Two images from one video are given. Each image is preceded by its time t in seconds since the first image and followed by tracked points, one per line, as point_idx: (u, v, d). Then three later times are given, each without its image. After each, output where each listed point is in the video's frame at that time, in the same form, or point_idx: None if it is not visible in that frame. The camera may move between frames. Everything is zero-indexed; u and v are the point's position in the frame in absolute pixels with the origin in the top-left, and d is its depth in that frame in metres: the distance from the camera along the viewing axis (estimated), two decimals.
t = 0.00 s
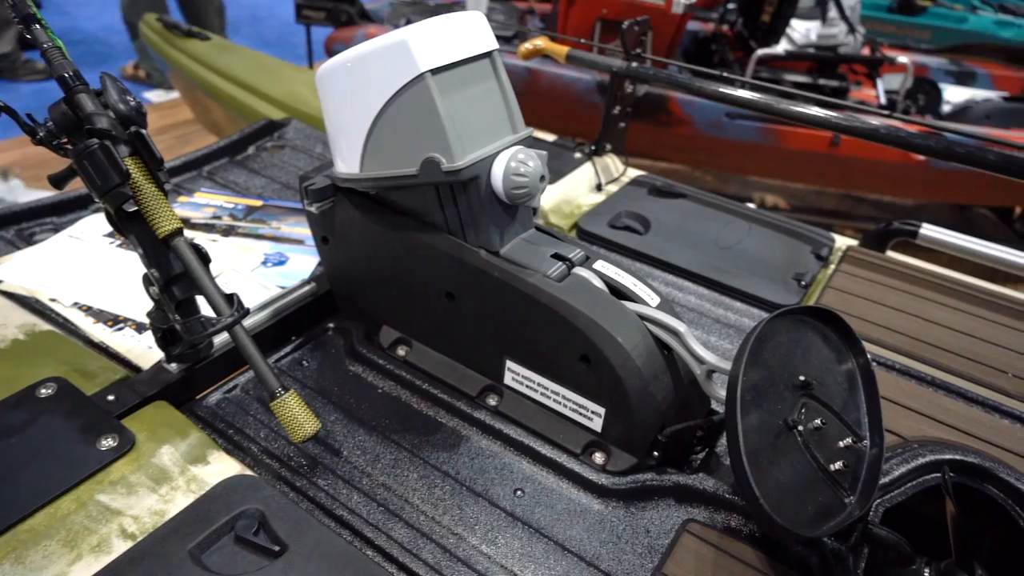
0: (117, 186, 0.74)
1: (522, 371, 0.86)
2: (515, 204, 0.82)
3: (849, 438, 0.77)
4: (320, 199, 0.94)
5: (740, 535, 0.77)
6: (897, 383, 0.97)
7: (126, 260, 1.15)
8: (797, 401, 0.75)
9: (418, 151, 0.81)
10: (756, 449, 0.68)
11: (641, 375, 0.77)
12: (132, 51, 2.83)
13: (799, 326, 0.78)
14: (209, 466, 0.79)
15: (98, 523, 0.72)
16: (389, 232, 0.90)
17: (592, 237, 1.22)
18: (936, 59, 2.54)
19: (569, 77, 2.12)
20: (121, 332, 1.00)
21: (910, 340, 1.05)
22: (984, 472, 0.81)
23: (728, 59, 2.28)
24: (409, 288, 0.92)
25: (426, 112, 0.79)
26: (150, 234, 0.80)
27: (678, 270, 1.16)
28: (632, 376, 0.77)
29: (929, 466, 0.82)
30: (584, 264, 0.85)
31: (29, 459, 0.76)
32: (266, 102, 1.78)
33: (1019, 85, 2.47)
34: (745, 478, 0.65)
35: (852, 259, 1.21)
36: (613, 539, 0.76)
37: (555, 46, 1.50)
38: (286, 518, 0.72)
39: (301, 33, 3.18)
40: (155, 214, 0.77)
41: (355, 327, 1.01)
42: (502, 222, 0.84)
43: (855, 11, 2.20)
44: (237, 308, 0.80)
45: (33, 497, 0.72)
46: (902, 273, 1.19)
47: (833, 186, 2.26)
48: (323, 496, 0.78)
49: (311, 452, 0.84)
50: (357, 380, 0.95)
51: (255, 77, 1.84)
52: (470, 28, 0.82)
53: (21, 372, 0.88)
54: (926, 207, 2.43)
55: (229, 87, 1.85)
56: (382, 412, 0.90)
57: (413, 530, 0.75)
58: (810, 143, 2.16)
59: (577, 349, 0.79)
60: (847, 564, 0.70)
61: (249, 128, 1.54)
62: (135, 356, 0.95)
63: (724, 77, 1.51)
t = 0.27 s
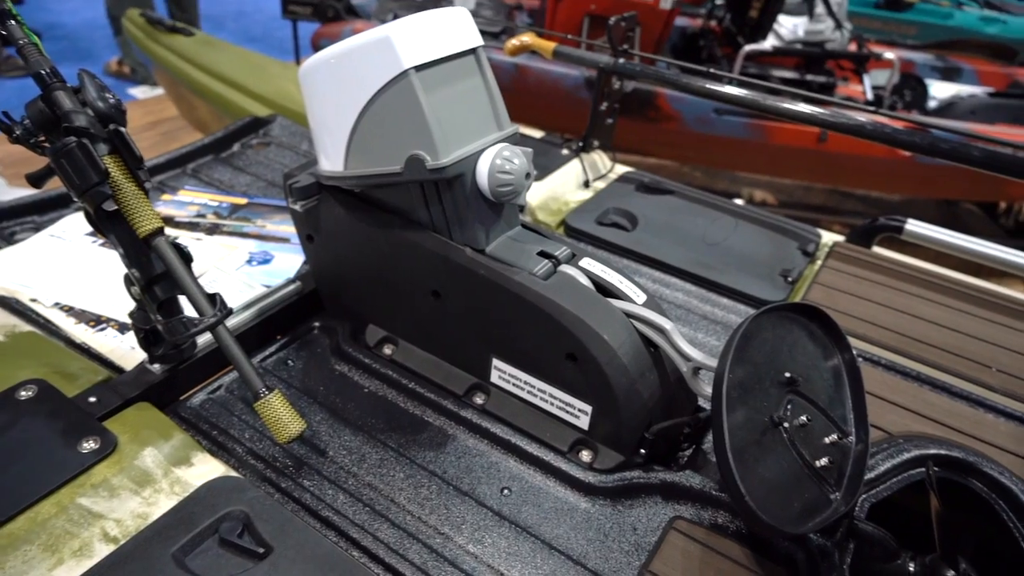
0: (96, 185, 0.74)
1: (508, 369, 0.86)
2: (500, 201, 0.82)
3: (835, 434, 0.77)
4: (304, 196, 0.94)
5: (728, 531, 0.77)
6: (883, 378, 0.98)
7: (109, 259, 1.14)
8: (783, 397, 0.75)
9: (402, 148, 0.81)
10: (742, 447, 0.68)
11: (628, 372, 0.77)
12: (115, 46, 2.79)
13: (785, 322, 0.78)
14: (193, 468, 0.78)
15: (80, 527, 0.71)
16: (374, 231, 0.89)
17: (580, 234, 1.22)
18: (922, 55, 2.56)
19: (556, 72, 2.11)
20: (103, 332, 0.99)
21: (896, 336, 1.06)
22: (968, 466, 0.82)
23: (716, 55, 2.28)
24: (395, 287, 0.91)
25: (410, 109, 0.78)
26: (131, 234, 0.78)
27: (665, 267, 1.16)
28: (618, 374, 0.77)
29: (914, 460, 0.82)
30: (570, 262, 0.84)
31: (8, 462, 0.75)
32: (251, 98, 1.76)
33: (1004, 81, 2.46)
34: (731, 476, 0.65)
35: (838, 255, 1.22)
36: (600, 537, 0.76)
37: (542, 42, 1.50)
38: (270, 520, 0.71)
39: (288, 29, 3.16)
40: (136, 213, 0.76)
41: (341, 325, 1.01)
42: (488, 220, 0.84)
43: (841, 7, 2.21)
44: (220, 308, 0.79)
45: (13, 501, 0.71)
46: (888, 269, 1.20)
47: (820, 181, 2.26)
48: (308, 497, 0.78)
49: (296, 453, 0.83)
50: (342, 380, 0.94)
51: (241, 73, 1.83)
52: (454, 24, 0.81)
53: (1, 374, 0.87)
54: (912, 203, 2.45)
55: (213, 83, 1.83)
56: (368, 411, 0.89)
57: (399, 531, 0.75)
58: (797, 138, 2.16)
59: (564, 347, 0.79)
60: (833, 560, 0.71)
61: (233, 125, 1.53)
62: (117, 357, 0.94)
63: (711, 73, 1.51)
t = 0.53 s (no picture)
0: (70, 180, 0.73)
1: (492, 363, 0.85)
2: (482, 194, 0.81)
3: (818, 425, 0.77)
4: (285, 190, 0.92)
5: (711, 523, 0.77)
6: (866, 369, 0.98)
7: (87, 256, 1.12)
8: (766, 388, 0.75)
9: (382, 141, 0.80)
10: (725, 439, 0.68)
11: (611, 365, 0.76)
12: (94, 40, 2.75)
13: (768, 314, 0.78)
14: (173, 466, 0.77)
15: (57, 527, 0.70)
16: (356, 225, 0.88)
17: (564, 227, 1.22)
18: (905, 47, 2.57)
19: (542, 65, 2.10)
20: (81, 330, 0.97)
21: (880, 327, 1.06)
22: (950, 456, 0.83)
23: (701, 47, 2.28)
24: (377, 281, 0.91)
25: (389, 101, 0.77)
26: (106, 229, 0.78)
27: (650, 259, 1.16)
28: (602, 367, 0.76)
29: (898, 450, 0.83)
30: (554, 254, 0.84)
31: None
32: (233, 92, 1.74)
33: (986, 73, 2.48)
34: (714, 468, 0.65)
35: (822, 247, 1.22)
36: (584, 531, 0.76)
37: (526, 34, 1.49)
38: (251, 517, 0.71)
39: (271, 22, 3.12)
40: (112, 208, 0.74)
41: (324, 320, 1.00)
42: (470, 213, 0.83)
43: None
44: (199, 304, 0.78)
45: None
46: (871, 260, 1.20)
47: (805, 173, 2.27)
48: (290, 494, 0.77)
49: (279, 450, 0.82)
50: (326, 375, 0.93)
51: (222, 67, 1.80)
52: (434, 16, 0.81)
53: None
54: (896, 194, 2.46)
55: (195, 77, 1.81)
56: (351, 407, 0.88)
57: (382, 527, 0.74)
58: (782, 131, 2.17)
59: (547, 340, 0.78)
60: (816, 550, 0.71)
61: (214, 119, 1.51)
62: (96, 355, 0.93)
63: (696, 65, 1.51)
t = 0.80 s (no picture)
0: (41, 169, 0.72)
1: (475, 354, 0.85)
2: (464, 183, 0.80)
3: (800, 413, 0.77)
4: (265, 180, 0.91)
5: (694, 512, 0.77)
6: (849, 358, 0.98)
7: (64, 247, 1.10)
8: (749, 377, 0.75)
9: (361, 130, 0.79)
10: (707, 428, 0.68)
11: (594, 355, 0.76)
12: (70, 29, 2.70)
13: (750, 303, 0.78)
14: (152, 460, 0.76)
15: (33, 523, 0.69)
16: (337, 215, 0.87)
17: (549, 218, 1.21)
18: (889, 37, 2.58)
19: (527, 55, 2.09)
20: (58, 322, 0.96)
21: (862, 315, 1.06)
22: (930, 442, 0.83)
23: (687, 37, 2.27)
24: (359, 273, 0.90)
25: (368, 90, 0.76)
26: (81, 220, 0.76)
27: (633, 249, 1.16)
28: (584, 357, 0.76)
29: (879, 438, 0.83)
30: (536, 245, 0.83)
31: None
32: (214, 81, 1.72)
33: (969, 61, 2.48)
34: (696, 456, 0.65)
35: (805, 236, 1.22)
36: (567, 521, 0.76)
37: (509, 23, 1.47)
38: (232, 511, 0.70)
39: (253, 10, 3.08)
40: (84, 197, 0.73)
41: (306, 312, 0.99)
42: (451, 204, 0.82)
43: None
44: (176, 296, 0.78)
45: None
46: (854, 249, 1.20)
47: (791, 163, 2.28)
48: (271, 487, 0.76)
49: (259, 443, 0.82)
50: (308, 367, 0.92)
51: (203, 56, 1.78)
52: (414, 3, 0.79)
53: None
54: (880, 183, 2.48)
55: (175, 67, 1.78)
56: (333, 399, 0.88)
57: (365, 519, 0.74)
58: (767, 121, 2.17)
59: (530, 331, 0.78)
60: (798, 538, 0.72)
61: (194, 109, 1.48)
62: (73, 347, 0.91)
63: (680, 54, 1.50)
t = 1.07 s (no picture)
0: (3, 158, 0.70)
1: (453, 342, 0.84)
2: (438, 169, 0.80)
3: (777, 395, 0.77)
4: (236, 168, 0.90)
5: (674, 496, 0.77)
6: (826, 340, 0.99)
7: (33, 240, 1.07)
8: (726, 360, 0.75)
9: (333, 115, 0.78)
10: (684, 411, 0.68)
11: (572, 341, 0.76)
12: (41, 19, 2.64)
13: (728, 286, 0.78)
14: (126, 453, 0.75)
15: (3, 519, 0.68)
16: (311, 203, 0.86)
17: (528, 205, 1.21)
18: (868, 22, 2.59)
19: (506, 42, 2.07)
20: (27, 316, 0.94)
21: (839, 298, 1.07)
22: (906, 422, 0.84)
23: (667, 23, 2.26)
24: (335, 262, 0.89)
25: (339, 75, 0.75)
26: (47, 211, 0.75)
27: (612, 234, 1.15)
28: (562, 342, 0.76)
29: (856, 419, 0.84)
30: (513, 230, 0.83)
31: None
32: (188, 71, 1.68)
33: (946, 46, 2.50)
34: (673, 440, 0.65)
35: (784, 220, 1.23)
36: (547, 507, 0.75)
37: (485, 9, 1.46)
38: (207, 504, 0.69)
39: None
40: (47, 185, 0.71)
41: (282, 303, 0.97)
42: (426, 190, 0.81)
43: None
44: (147, 287, 0.77)
45: None
46: (832, 233, 1.21)
47: (771, 149, 2.29)
48: (248, 479, 0.75)
49: (235, 434, 0.81)
50: (284, 358, 0.91)
51: (176, 45, 1.74)
52: None
53: None
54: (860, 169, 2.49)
55: (147, 56, 1.75)
56: (310, 389, 0.87)
57: (343, 509, 0.73)
58: (747, 107, 2.17)
59: (507, 317, 0.78)
60: (777, 520, 0.72)
61: (167, 98, 1.45)
62: (43, 341, 0.89)
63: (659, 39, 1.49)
